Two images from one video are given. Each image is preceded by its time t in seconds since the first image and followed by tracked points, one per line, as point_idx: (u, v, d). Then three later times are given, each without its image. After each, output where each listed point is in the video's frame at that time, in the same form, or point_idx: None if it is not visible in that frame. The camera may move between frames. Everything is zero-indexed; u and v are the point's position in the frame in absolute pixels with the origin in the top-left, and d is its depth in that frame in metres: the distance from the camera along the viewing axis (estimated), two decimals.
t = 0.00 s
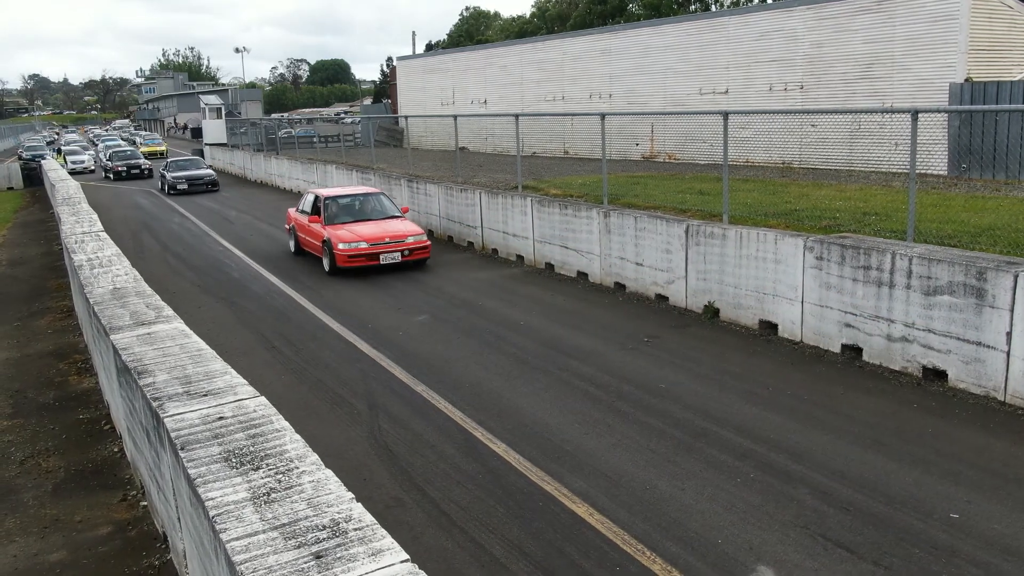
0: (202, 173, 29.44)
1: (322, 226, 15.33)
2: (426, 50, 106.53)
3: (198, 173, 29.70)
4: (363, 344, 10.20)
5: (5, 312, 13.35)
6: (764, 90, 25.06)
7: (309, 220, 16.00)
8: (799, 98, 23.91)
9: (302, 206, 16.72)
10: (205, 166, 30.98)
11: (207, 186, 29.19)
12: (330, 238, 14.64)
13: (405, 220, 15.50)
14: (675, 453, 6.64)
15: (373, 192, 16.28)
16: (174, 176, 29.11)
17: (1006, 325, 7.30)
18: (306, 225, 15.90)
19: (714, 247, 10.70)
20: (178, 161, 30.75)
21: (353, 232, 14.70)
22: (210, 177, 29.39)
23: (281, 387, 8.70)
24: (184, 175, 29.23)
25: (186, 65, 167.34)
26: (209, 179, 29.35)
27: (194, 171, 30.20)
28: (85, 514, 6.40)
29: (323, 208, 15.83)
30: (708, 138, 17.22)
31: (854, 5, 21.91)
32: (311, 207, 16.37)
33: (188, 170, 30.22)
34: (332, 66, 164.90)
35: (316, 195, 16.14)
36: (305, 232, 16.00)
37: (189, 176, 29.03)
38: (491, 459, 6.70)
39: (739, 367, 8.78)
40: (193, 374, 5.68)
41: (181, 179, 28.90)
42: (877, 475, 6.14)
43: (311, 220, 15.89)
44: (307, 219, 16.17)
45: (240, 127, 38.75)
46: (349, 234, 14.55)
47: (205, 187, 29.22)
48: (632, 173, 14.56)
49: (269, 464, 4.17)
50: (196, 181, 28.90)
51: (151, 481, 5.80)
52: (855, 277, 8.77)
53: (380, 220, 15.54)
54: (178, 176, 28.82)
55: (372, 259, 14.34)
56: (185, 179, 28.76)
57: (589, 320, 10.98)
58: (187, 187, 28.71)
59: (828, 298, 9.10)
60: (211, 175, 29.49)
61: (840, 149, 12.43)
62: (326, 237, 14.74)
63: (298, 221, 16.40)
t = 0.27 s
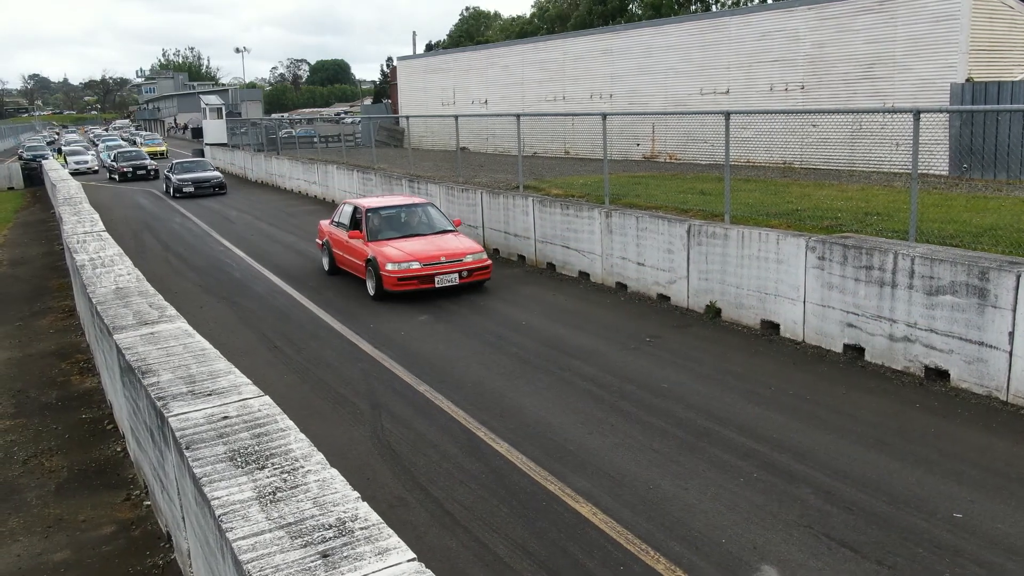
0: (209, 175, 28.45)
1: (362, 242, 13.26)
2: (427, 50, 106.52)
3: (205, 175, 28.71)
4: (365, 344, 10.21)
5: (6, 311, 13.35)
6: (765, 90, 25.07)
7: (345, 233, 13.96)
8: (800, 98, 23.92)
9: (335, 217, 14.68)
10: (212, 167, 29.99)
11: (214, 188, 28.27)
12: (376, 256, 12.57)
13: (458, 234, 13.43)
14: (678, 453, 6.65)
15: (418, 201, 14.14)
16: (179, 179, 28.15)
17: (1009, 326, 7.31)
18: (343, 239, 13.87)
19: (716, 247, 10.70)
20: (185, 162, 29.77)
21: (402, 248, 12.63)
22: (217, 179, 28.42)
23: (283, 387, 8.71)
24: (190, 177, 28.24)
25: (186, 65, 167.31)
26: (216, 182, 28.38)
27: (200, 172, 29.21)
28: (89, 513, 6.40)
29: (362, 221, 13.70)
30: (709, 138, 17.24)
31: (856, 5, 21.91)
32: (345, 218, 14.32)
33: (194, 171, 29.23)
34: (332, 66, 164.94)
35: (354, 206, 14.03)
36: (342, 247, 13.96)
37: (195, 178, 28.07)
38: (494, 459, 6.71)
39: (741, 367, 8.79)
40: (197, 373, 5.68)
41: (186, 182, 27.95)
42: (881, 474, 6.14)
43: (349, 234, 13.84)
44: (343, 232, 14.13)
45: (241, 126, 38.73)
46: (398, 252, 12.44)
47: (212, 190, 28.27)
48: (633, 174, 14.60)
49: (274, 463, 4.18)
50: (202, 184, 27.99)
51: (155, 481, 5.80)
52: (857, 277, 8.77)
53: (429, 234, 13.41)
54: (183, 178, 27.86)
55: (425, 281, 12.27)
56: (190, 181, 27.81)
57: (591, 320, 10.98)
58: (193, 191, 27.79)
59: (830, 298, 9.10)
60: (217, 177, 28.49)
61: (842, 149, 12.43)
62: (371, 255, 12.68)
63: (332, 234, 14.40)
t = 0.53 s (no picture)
0: (217, 178, 27.37)
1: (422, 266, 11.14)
2: (427, 50, 106.55)
3: (212, 178, 27.61)
4: (368, 345, 10.22)
5: (9, 312, 13.36)
6: (767, 91, 25.09)
7: (398, 256, 11.86)
8: (802, 98, 23.94)
9: (384, 235, 12.65)
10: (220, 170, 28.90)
11: (223, 192, 27.17)
12: (443, 285, 10.43)
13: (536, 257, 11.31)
14: (683, 454, 6.66)
15: (485, 216, 12.04)
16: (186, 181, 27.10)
17: (1013, 327, 7.33)
18: (397, 262, 11.77)
19: (718, 248, 10.72)
20: (192, 164, 28.68)
21: (472, 274, 10.52)
22: (226, 182, 27.32)
23: (288, 388, 8.72)
24: (197, 180, 27.17)
25: (186, 65, 167.27)
26: (224, 185, 27.28)
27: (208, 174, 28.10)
28: (95, 514, 6.42)
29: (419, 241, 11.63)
30: (712, 138, 17.27)
31: (858, 5, 21.94)
32: (396, 236, 12.28)
33: (202, 173, 28.11)
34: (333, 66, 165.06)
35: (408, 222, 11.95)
36: (395, 272, 11.84)
37: (203, 181, 27.00)
38: (499, 459, 6.73)
39: (745, 368, 8.80)
40: (204, 375, 5.70)
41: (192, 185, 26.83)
42: (885, 475, 6.16)
43: (404, 256, 11.74)
44: (396, 253, 12.03)
45: (241, 125, 38.63)
46: (471, 281, 10.28)
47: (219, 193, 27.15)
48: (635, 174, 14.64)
49: (283, 465, 4.19)
50: (210, 187, 26.92)
51: (161, 482, 5.81)
52: (861, 278, 8.78)
53: (500, 255, 11.29)
54: (189, 181, 26.79)
55: (506, 315, 10.11)
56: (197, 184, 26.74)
57: (593, 320, 11.01)
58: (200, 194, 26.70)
59: (833, 299, 9.12)
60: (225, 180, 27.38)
61: (844, 150, 12.45)
62: (437, 284, 10.56)
63: (381, 255, 12.34)
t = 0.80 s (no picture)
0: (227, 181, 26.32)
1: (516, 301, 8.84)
2: (427, 50, 106.54)
3: (222, 181, 26.57)
4: (371, 344, 10.23)
5: (12, 312, 13.38)
6: (767, 91, 25.11)
7: (479, 286, 9.62)
8: (803, 98, 23.96)
9: (456, 259, 10.41)
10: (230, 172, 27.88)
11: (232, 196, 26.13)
12: (550, 329, 8.17)
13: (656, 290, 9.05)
14: (685, 453, 6.69)
15: (586, 237, 9.74)
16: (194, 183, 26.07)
17: (1014, 327, 7.35)
18: (478, 294, 9.55)
19: (720, 248, 10.74)
20: (200, 166, 27.65)
21: (585, 314, 8.28)
22: (235, 185, 26.25)
23: (290, 388, 8.74)
24: (206, 182, 26.13)
25: (187, 65, 167.29)
26: (233, 189, 26.22)
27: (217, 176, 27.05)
28: (100, 513, 6.44)
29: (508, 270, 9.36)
30: (713, 139, 17.29)
31: (859, 6, 21.96)
32: (472, 260, 10.04)
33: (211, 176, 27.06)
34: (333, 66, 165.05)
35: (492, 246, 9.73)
36: (476, 307, 9.60)
37: (212, 184, 25.96)
38: (502, 459, 6.75)
39: (746, 367, 8.83)
40: (209, 374, 5.72)
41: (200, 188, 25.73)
42: (887, 475, 6.19)
43: (486, 286, 9.50)
44: (474, 282, 9.79)
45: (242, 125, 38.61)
46: (586, 324, 8.02)
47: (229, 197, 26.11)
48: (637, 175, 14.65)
49: (289, 463, 4.21)
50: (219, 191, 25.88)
51: (166, 481, 5.83)
52: (862, 278, 8.80)
53: (611, 286, 8.99)
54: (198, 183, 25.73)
55: (636, 370, 7.79)
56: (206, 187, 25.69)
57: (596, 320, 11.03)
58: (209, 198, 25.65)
59: (835, 299, 9.14)
60: (236, 183, 26.32)
61: (845, 150, 12.46)
62: (542, 327, 8.28)
63: (454, 283, 10.12)
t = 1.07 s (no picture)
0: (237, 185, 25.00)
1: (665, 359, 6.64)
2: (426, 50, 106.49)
3: (232, 184, 25.25)
4: (373, 344, 10.25)
5: (14, 311, 13.40)
6: (768, 91, 25.13)
7: (602, 332, 7.48)
8: (803, 98, 23.97)
9: (563, 292, 8.23)
10: (240, 174, 26.60)
11: (243, 200, 24.84)
12: (725, 402, 5.99)
13: (847, 343, 6.83)
14: (687, 451, 6.71)
15: (741, 270, 7.50)
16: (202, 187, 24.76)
17: (1015, 326, 7.37)
18: (599, 344, 7.44)
19: (721, 247, 10.76)
20: (209, 167, 26.37)
21: (770, 380, 6.08)
22: (246, 190, 24.95)
23: (293, 387, 8.76)
24: (215, 186, 24.85)
25: (187, 65, 167.30)
26: (244, 193, 24.92)
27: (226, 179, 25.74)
28: (104, 511, 6.46)
29: (645, 316, 7.17)
30: (713, 138, 17.31)
31: (859, 6, 21.98)
32: (587, 296, 7.87)
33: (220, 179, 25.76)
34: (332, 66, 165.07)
35: (616, 283, 7.56)
36: (599, 358, 7.42)
37: (221, 188, 24.67)
38: (505, 457, 6.77)
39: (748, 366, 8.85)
40: (213, 372, 5.74)
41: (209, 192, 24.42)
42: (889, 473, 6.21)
43: (613, 333, 7.34)
44: (594, 326, 7.62)
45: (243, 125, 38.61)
46: (776, 395, 5.86)
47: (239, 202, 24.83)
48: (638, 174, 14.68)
49: (294, 461, 4.23)
50: (229, 196, 24.59)
51: (170, 479, 5.86)
52: (864, 277, 8.82)
53: (788, 339, 6.74)
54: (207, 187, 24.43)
55: (854, 464, 5.58)
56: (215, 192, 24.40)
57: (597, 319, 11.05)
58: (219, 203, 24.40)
59: (836, 298, 9.16)
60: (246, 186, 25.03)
61: (845, 150, 12.47)
62: (712, 399, 6.09)
63: (565, 324, 7.96)
